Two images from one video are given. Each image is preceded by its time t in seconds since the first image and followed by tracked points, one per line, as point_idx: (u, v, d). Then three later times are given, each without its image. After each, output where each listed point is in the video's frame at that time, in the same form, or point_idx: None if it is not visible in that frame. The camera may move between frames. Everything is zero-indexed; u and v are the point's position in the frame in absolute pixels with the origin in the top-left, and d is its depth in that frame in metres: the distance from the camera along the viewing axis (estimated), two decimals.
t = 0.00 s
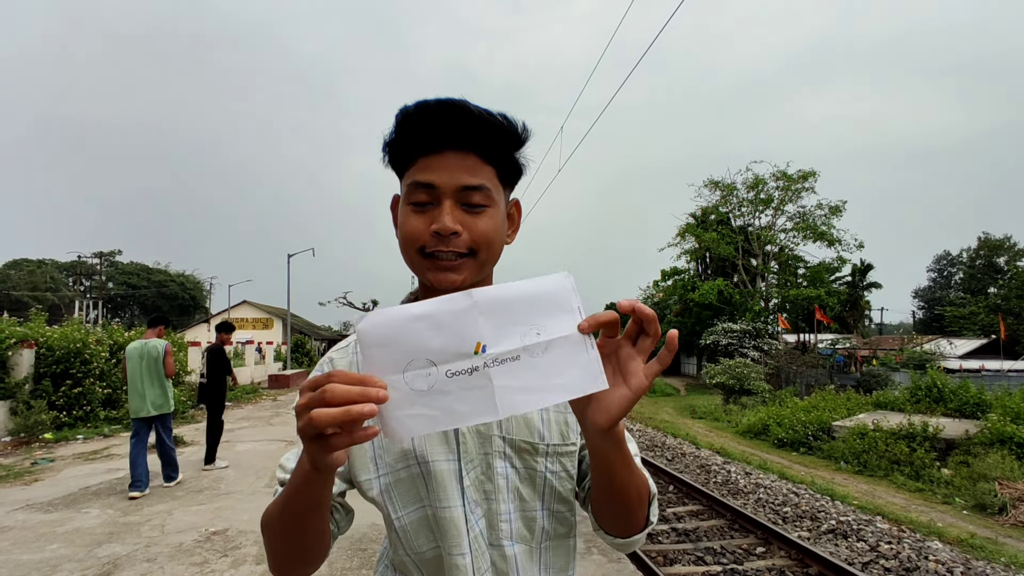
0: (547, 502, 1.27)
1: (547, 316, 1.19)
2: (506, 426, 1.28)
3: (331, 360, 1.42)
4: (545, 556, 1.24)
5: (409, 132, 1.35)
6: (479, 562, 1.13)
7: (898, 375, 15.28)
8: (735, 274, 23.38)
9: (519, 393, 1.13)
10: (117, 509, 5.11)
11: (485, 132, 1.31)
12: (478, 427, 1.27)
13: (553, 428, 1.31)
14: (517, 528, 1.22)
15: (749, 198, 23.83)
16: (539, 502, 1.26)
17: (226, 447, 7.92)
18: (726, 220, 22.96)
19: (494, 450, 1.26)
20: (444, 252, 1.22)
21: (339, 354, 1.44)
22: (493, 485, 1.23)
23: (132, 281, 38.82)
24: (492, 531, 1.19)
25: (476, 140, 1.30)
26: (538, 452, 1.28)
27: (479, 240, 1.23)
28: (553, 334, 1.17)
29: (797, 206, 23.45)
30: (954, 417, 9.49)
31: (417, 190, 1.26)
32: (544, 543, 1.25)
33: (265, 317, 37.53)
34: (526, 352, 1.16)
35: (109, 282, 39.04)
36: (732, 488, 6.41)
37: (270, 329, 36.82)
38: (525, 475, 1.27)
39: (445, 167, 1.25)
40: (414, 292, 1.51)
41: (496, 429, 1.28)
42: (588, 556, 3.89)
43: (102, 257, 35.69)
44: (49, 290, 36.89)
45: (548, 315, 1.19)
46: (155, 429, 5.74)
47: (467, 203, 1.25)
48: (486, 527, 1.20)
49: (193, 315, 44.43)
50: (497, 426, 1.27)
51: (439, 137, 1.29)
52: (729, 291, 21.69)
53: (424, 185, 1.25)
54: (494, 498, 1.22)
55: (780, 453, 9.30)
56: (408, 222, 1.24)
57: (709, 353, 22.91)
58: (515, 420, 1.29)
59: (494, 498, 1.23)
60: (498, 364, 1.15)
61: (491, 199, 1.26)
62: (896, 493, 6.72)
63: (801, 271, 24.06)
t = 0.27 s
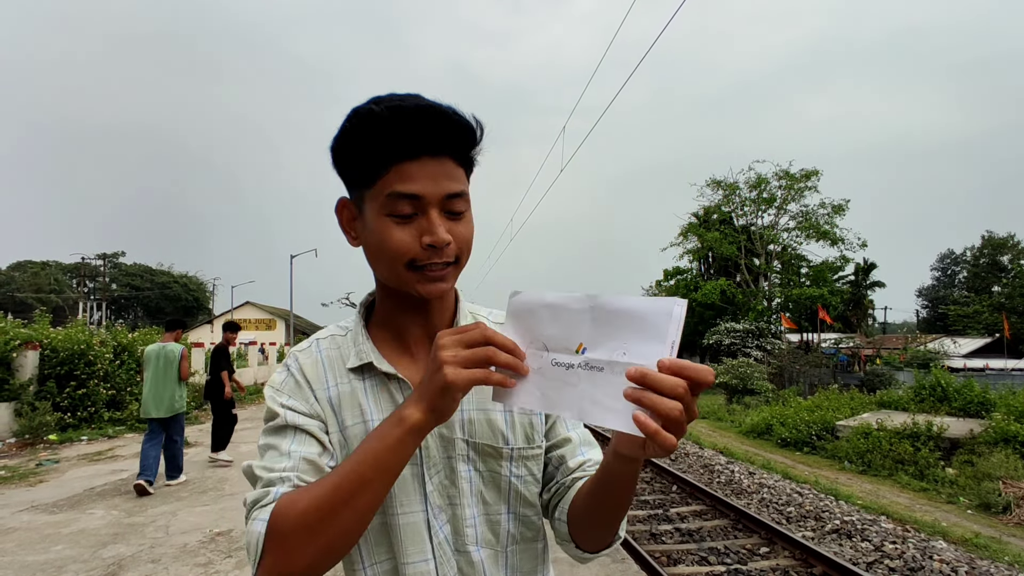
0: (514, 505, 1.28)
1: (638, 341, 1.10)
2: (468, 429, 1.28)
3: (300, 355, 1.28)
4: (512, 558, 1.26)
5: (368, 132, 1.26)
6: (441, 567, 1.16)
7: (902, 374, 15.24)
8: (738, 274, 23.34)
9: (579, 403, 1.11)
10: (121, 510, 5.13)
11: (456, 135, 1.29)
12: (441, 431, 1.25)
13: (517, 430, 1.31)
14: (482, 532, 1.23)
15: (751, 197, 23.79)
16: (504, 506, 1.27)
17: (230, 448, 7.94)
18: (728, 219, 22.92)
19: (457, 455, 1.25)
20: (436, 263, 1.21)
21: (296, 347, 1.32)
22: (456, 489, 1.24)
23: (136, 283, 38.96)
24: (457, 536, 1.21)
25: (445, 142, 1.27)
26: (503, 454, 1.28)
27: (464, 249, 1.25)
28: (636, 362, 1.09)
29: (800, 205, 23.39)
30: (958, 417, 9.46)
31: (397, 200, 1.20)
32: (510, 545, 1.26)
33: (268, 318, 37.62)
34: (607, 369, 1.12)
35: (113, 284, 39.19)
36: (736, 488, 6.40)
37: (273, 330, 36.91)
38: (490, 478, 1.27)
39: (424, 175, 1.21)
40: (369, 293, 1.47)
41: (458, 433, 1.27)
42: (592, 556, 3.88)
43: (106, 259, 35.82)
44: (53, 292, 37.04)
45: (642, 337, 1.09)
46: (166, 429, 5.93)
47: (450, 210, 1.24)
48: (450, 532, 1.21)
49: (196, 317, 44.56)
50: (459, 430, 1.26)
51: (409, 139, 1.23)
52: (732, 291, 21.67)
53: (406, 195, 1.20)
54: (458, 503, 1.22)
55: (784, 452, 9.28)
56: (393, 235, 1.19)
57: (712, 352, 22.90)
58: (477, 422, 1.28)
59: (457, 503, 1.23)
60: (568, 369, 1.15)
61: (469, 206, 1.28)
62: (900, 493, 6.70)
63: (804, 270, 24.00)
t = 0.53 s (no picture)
0: (506, 504, 1.30)
1: (651, 325, 1.22)
2: (456, 432, 1.27)
3: (271, 375, 1.21)
4: (506, 558, 1.27)
5: (355, 133, 1.21)
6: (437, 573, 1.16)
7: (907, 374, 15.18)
8: (741, 273, 23.29)
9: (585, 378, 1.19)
10: (127, 511, 5.15)
11: (448, 138, 1.29)
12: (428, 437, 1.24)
13: (502, 427, 1.33)
14: (477, 535, 1.23)
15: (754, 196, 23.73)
16: (496, 506, 1.28)
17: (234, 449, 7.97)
18: (732, 219, 22.88)
19: (447, 459, 1.25)
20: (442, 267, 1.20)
21: (264, 366, 1.25)
22: (449, 493, 1.23)
23: (140, 285, 39.09)
24: (451, 542, 1.21)
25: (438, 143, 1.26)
26: (492, 454, 1.29)
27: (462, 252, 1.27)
28: (648, 345, 1.21)
29: (804, 204, 23.33)
30: (963, 416, 9.42)
31: (406, 203, 1.18)
32: (503, 545, 1.27)
33: (271, 319, 37.68)
34: (617, 351, 1.22)
35: (117, 286, 39.32)
36: (740, 488, 6.39)
37: (276, 331, 36.97)
38: (481, 480, 1.27)
39: (428, 178, 1.21)
40: (336, 303, 1.42)
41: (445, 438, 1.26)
42: (596, 556, 3.88)
43: (110, 261, 35.94)
44: (58, 294, 37.19)
45: (654, 324, 1.22)
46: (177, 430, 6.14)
47: (449, 212, 1.25)
48: (444, 538, 1.21)
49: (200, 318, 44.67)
50: (447, 435, 1.25)
51: (407, 139, 1.20)
52: (735, 291, 21.63)
53: (416, 201, 1.18)
54: (451, 509, 1.22)
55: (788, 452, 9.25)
56: (403, 238, 1.16)
57: (715, 352, 22.85)
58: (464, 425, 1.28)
59: (449, 508, 1.23)
60: (574, 352, 1.24)
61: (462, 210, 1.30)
62: (906, 493, 6.67)
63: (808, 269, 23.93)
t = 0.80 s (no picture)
0: (517, 498, 1.31)
1: (618, 287, 1.26)
2: (465, 429, 1.28)
3: (283, 401, 1.19)
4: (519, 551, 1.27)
5: (334, 124, 1.31)
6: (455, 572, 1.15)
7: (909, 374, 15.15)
8: (743, 273, 23.26)
9: (565, 348, 1.22)
10: (129, 511, 5.16)
11: (419, 119, 1.33)
12: (439, 437, 1.25)
13: (510, 422, 1.34)
14: (490, 532, 1.23)
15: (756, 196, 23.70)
16: (508, 500, 1.29)
17: (236, 449, 7.98)
18: (733, 219, 22.85)
19: (457, 457, 1.26)
20: (400, 238, 1.18)
21: (271, 391, 1.22)
22: (460, 492, 1.24)
23: (142, 285, 39.16)
24: (463, 539, 1.21)
25: (410, 126, 1.32)
26: (502, 449, 1.30)
27: (431, 228, 1.23)
28: (619, 307, 1.25)
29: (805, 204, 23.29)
30: (966, 416, 9.40)
31: (359, 177, 1.23)
32: (517, 538, 1.28)
33: (273, 320, 37.72)
34: (590, 316, 1.24)
35: (119, 286, 39.40)
36: (742, 488, 6.39)
37: (278, 332, 37.00)
38: (491, 476, 1.28)
39: (386, 154, 1.25)
40: (344, 309, 1.44)
41: (456, 436, 1.27)
42: (598, 556, 3.88)
43: (112, 262, 36.01)
44: (60, 294, 37.28)
45: (619, 285, 1.26)
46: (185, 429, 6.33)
47: (414, 189, 1.25)
48: (457, 536, 1.21)
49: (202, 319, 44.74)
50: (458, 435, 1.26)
51: (374, 119, 1.29)
52: (737, 290, 21.61)
53: (367, 171, 1.23)
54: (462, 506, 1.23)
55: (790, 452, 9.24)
56: (354, 209, 1.19)
57: (717, 352, 22.82)
58: (472, 421, 1.29)
59: (461, 506, 1.23)
60: (547, 324, 1.24)
61: (435, 187, 1.29)
62: (908, 493, 6.66)
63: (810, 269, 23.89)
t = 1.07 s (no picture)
0: (517, 500, 1.32)
1: (630, 307, 1.30)
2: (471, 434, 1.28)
3: (290, 404, 1.18)
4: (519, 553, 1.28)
5: (348, 127, 1.32)
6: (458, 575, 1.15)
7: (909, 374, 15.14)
8: (743, 273, 23.25)
9: (572, 363, 1.26)
10: (130, 511, 5.16)
11: (432, 128, 1.31)
12: (444, 442, 1.24)
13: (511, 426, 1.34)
14: (493, 534, 1.24)
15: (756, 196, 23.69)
16: (510, 504, 1.30)
17: (236, 449, 7.98)
18: (734, 219, 22.86)
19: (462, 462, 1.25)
20: (396, 254, 1.20)
21: (276, 394, 1.20)
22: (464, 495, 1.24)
23: (142, 285, 39.15)
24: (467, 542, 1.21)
25: (423, 134, 1.29)
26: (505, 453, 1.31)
27: (432, 246, 1.23)
28: (629, 328, 1.30)
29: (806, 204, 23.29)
30: (966, 416, 9.39)
31: (361, 186, 1.24)
32: (517, 539, 1.29)
33: (273, 320, 37.72)
34: (600, 334, 1.29)
35: (119, 286, 39.40)
36: (742, 488, 6.38)
37: (278, 332, 36.98)
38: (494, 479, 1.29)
39: (392, 165, 1.24)
40: (351, 307, 1.44)
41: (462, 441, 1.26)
42: (598, 556, 3.88)
43: (113, 262, 36.01)
44: (60, 294, 37.30)
45: (630, 306, 1.30)
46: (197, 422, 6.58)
47: (419, 203, 1.25)
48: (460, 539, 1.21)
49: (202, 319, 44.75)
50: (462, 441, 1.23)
51: (388, 126, 1.28)
52: (737, 290, 21.61)
53: (369, 181, 1.23)
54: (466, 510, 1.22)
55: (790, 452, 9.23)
56: (353, 221, 1.22)
57: (717, 352, 22.81)
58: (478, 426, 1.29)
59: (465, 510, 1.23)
60: (555, 338, 1.28)
61: (443, 200, 1.28)
62: (908, 493, 6.66)
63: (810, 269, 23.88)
